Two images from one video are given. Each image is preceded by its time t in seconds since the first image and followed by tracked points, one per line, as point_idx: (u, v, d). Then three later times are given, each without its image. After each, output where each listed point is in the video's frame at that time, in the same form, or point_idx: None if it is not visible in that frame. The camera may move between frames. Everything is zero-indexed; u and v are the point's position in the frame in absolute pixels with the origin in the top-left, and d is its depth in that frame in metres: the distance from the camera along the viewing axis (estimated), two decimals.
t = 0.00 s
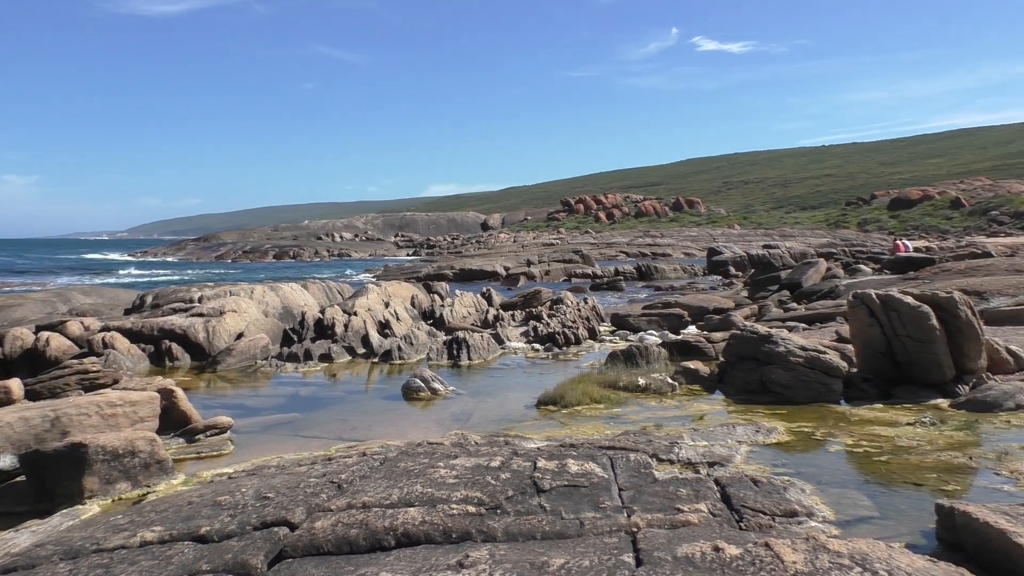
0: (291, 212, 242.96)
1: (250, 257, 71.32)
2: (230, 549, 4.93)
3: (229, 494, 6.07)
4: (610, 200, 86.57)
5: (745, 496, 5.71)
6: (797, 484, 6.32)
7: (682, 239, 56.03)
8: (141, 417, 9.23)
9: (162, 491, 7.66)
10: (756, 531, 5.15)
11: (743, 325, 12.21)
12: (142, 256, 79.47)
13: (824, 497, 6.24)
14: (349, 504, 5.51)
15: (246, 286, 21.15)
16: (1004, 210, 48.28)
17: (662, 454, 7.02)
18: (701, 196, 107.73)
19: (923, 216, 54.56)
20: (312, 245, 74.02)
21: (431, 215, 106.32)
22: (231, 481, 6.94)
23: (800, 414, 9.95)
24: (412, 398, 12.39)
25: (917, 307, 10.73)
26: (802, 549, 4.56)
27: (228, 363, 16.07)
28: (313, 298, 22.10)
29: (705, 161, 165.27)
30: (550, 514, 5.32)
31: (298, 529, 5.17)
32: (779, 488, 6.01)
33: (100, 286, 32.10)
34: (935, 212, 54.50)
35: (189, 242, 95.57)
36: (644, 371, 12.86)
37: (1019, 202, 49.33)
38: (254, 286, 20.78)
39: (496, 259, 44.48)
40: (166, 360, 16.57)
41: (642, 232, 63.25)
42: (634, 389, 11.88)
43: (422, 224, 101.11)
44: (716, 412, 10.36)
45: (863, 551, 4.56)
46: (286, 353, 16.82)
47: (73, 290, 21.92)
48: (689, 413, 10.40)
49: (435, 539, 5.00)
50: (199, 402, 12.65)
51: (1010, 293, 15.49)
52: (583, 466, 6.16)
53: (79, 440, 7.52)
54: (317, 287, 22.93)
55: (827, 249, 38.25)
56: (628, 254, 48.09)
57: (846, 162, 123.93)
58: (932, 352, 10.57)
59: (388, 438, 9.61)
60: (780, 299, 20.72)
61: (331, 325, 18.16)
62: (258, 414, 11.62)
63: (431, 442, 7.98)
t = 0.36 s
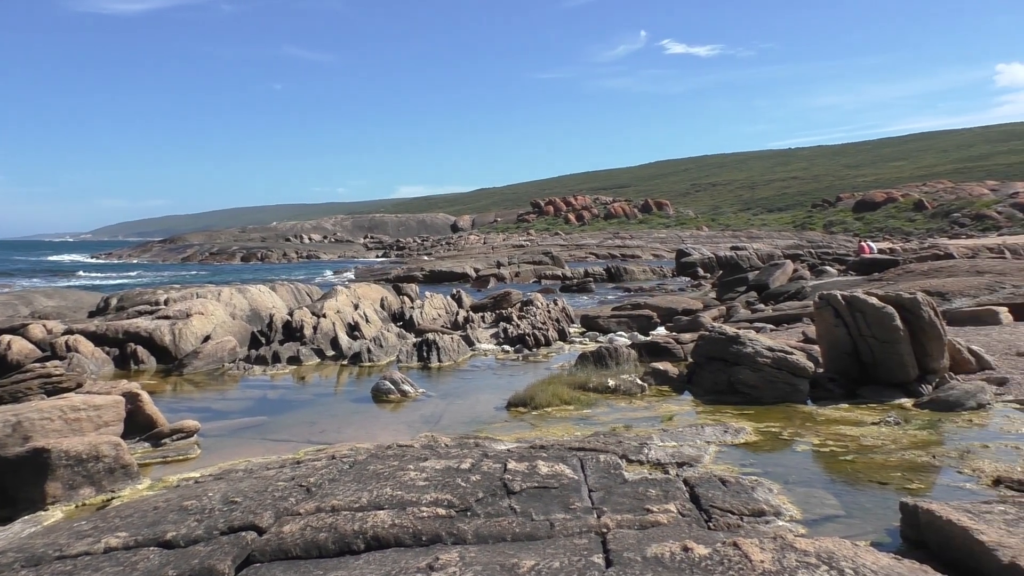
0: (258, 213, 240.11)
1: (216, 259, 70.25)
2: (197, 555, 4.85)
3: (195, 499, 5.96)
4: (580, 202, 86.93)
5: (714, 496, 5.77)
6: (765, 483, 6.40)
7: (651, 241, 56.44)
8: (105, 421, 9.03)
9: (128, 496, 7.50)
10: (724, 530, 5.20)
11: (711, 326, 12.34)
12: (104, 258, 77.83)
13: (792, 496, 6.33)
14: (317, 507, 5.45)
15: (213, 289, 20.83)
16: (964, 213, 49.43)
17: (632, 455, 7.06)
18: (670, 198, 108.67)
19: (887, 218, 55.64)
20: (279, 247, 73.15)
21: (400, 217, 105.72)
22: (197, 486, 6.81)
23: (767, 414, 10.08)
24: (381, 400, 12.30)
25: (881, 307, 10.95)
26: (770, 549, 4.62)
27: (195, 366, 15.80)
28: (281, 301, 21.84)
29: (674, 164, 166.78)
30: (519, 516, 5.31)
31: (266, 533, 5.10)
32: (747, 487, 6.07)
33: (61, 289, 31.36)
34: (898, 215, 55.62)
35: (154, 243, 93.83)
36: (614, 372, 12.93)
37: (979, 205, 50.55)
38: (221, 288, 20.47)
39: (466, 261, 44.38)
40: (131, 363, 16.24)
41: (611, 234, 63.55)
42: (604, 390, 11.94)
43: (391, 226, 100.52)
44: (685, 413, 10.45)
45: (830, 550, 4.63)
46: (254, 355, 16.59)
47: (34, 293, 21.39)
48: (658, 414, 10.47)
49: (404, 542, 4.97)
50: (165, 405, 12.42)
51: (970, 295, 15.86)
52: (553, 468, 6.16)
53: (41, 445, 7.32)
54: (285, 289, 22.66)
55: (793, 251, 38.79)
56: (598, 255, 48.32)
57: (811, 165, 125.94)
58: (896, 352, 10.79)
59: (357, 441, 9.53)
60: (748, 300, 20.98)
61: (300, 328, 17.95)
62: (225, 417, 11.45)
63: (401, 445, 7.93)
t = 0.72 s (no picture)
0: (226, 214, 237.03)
1: (184, 260, 69.18)
2: (165, 560, 4.77)
3: (164, 504, 5.85)
4: (551, 203, 87.20)
5: (685, 496, 5.82)
6: (735, 483, 6.47)
7: (622, 242, 56.80)
8: (71, 425, 8.84)
9: (94, 501, 7.34)
10: (694, 530, 5.25)
11: (681, 327, 12.46)
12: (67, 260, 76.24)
13: (762, 496, 6.41)
14: (288, 511, 5.38)
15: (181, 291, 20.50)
16: (929, 215, 50.43)
17: (604, 456, 7.09)
18: (641, 200, 109.41)
19: (854, 220, 56.64)
20: (249, 248, 72.26)
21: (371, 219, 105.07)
22: (165, 490, 6.69)
23: (737, 414, 10.19)
24: (352, 403, 12.21)
25: (849, 308, 11.14)
26: (740, 548, 4.66)
27: (163, 369, 15.53)
28: (251, 303, 21.56)
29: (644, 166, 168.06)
30: (491, 517, 5.30)
31: (236, 537, 5.03)
32: (718, 487, 6.13)
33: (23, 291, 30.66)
34: (865, 217, 56.64)
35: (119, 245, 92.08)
36: (586, 374, 12.98)
37: (943, 206, 51.61)
38: (189, 290, 20.15)
39: (438, 262, 44.24)
40: (97, 366, 15.90)
41: (583, 235, 63.83)
42: (575, 391, 11.99)
43: (362, 227, 99.86)
44: (656, 414, 10.53)
45: (798, 548, 4.69)
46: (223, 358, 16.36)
47: None
48: (629, 415, 10.54)
49: (375, 545, 4.93)
50: (131, 409, 12.19)
51: (935, 295, 16.20)
52: (525, 469, 6.16)
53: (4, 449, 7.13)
54: (254, 291, 22.38)
55: (762, 252, 39.33)
56: (570, 257, 48.50)
57: (779, 167, 127.70)
58: (863, 352, 10.97)
59: (328, 443, 9.44)
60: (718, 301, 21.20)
61: (270, 330, 17.74)
62: (193, 420, 11.27)
63: (372, 447, 7.88)
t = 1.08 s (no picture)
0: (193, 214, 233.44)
1: (150, 262, 67.99)
2: (131, 566, 4.68)
3: (129, 508, 5.73)
4: (523, 205, 87.32)
5: (656, 496, 5.86)
6: (705, 483, 6.52)
7: (593, 244, 57.05)
8: (34, 430, 8.65)
9: (58, 507, 7.15)
10: (665, 530, 5.29)
11: (652, 329, 12.56)
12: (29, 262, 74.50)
13: (731, 495, 6.47)
14: (257, 514, 5.30)
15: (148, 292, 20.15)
16: (894, 217, 51.40)
17: (574, 457, 7.12)
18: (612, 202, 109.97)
19: (821, 222, 57.54)
20: (217, 250, 71.25)
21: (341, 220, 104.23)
22: (131, 495, 6.57)
23: (706, 415, 10.29)
24: (322, 405, 12.09)
25: (816, 308, 11.32)
26: (710, 548, 4.70)
27: (129, 372, 15.24)
28: (219, 305, 21.26)
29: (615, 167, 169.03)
30: (462, 519, 5.28)
31: (203, 542, 4.95)
32: (687, 487, 6.18)
33: None
34: (831, 219, 57.56)
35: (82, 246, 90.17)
36: (557, 375, 13.01)
37: (907, 208, 52.64)
38: (156, 292, 19.80)
39: (409, 263, 44.03)
40: (62, 369, 15.56)
41: (555, 237, 63.96)
42: (547, 393, 12.01)
43: (332, 229, 99.01)
44: (627, 415, 10.59)
45: (767, 547, 4.75)
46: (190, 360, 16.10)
47: None
48: (600, 416, 10.58)
49: (346, 548, 4.88)
50: (95, 412, 11.94)
51: (900, 297, 16.51)
52: (496, 471, 6.15)
53: None
54: (223, 293, 22.07)
55: (732, 254, 39.77)
56: (541, 258, 48.60)
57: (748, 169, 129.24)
58: (829, 352, 11.15)
59: (297, 446, 9.34)
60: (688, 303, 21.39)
61: (239, 332, 17.50)
62: (160, 424, 11.07)
63: (342, 449, 7.81)
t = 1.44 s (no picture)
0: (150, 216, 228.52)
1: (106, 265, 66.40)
2: None
3: (86, 517, 5.58)
4: (487, 207, 87.32)
5: (620, 497, 5.90)
6: (668, 483, 6.59)
7: (557, 246, 57.28)
8: None
9: (12, 516, 6.89)
10: (629, 530, 5.33)
11: (615, 330, 12.65)
12: None
13: (694, 495, 6.55)
14: (217, 521, 5.20)
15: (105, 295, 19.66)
16: (851, 219, 52.59)
17: (539, 458, 7.13)
18: (576, 204, 110.56)
19: (781, 224, 58.61)
20: (175, 252, 69.84)
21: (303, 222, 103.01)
22: (88, 502, 6.39)
23: (669, 415, 10.40)
24: (284, 409, 11.92)
25: (776, 309, 11.52)
26: (673, 547, 4.75)
27: (84, 378, 14.85)
28: (178, 308, 20.82)
29: (578, 170, 169.99)
30: (426, 522, 5.25)
31: (163, 549, 4.84)
32: (651, 487, 6.24)
33: None
34: (790, 221, 58.67)
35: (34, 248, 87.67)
36: (521, 377, 13.02)
37: (863, 211, 53.91)
38: (114, 295, 19.34)
39: (373, 265, 43.73)
40: (14, 376, 15.21)
41: (519, 239, 64.09)
42: (511, 395, 12.02)
43: (294, 230, 97.80)
44: (591, 416, 10.64)
45: (729, 545, 4.81)
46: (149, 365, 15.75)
47: None
48: (565, 417, 10.62)
49: (308, 553, 4.82)
50: (48, 419, 11.60)
51: (856, 298, 16.88)
52: (460, 474, 6.12)
53: None
54: (182, 296, 21.62)
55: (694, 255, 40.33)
56: (506, 260, 48.67)
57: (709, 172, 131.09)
58: (789, 352, 11.35)
59: (258, 451, 9.19)
60: (651, 304, 21.60)
61: (198, 336, 17.16)
62: (116, 430, 10.80)
63: (304, 454, 7.71)
